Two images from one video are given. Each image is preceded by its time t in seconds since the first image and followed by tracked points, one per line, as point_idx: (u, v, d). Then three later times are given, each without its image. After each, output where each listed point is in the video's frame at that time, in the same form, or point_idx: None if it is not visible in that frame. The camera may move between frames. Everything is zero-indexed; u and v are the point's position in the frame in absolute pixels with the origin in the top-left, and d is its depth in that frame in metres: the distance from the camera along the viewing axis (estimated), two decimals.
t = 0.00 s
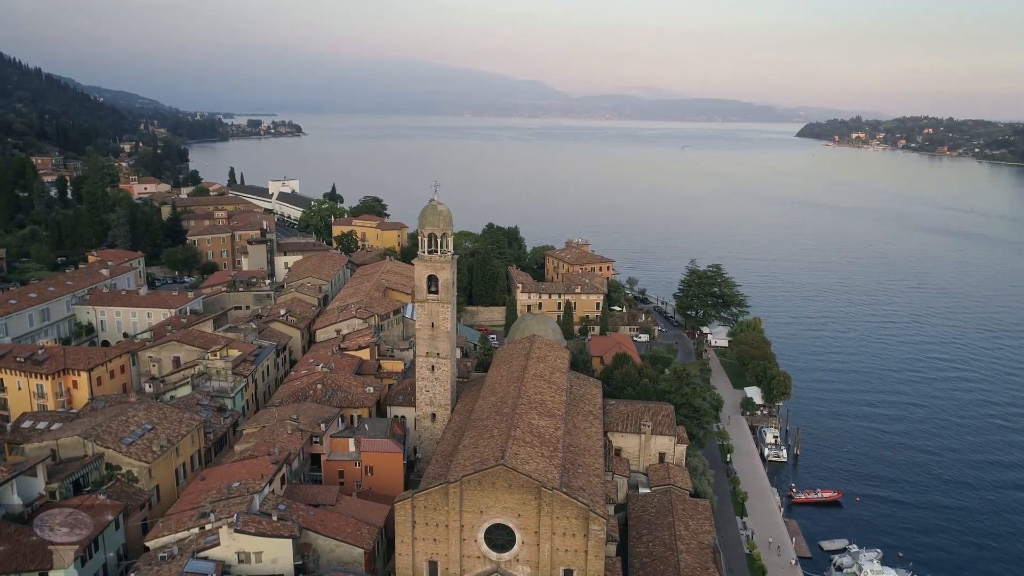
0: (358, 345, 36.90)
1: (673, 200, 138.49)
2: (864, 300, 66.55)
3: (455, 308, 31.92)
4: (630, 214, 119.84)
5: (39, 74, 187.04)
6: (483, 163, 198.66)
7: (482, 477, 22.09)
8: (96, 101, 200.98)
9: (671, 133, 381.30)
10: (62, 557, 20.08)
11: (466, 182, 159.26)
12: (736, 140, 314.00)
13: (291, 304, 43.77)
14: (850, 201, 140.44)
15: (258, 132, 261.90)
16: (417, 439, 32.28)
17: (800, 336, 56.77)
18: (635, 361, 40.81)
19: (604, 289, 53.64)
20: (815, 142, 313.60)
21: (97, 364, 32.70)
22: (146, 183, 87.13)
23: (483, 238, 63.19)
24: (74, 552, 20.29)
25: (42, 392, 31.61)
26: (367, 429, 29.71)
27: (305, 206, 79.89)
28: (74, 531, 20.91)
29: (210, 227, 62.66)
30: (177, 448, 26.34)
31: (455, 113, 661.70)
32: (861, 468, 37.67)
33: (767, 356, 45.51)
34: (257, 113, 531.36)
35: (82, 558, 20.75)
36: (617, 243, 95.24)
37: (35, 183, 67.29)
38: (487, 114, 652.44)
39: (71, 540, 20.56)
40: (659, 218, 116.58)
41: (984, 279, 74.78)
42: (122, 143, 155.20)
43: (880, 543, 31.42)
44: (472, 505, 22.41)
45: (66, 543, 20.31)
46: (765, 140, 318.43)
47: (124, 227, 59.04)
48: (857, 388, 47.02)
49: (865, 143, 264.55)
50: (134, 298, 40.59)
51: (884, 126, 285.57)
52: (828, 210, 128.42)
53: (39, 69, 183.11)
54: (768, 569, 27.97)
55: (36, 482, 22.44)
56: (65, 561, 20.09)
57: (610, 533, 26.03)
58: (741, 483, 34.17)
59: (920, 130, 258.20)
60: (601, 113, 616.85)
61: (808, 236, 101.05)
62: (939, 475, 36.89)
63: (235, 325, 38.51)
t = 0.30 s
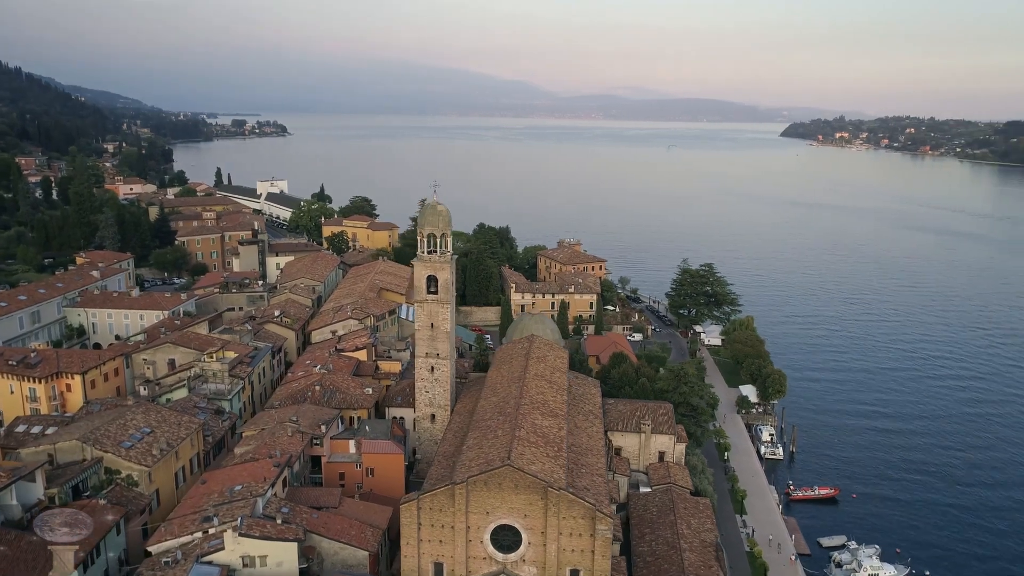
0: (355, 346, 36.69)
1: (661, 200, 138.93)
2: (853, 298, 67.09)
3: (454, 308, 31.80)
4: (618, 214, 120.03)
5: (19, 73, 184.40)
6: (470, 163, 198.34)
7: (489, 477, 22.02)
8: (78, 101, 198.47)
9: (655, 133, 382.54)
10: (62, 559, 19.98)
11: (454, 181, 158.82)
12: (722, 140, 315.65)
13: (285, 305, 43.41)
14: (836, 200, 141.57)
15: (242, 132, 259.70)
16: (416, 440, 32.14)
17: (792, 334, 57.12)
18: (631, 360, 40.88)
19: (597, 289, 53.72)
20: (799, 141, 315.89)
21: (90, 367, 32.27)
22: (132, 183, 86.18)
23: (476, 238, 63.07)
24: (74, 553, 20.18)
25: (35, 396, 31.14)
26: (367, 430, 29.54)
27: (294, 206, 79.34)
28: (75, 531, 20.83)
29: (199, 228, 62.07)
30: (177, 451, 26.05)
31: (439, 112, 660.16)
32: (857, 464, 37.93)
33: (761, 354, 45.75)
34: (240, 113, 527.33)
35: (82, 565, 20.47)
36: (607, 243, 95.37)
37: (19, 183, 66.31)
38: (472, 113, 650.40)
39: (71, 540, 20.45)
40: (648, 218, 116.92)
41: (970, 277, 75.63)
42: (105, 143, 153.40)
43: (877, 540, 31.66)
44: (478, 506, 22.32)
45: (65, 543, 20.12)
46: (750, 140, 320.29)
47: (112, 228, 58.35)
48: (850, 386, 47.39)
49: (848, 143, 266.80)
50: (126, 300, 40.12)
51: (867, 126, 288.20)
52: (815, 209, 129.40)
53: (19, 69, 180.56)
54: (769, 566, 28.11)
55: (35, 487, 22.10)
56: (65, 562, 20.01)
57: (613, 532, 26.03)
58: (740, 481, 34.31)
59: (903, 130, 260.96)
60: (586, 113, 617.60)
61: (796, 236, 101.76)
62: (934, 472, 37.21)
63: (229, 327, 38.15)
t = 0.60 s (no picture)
0: (351, 347, 36.47)
1: (647, 199, 139.43)
2: (841, 296, 67.66)
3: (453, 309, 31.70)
4: (605, 213, 120.37)
5: None
6: (455, 163, 198.08)
7: (495, 478, 21.95)
8: (56, 100, 195.44)
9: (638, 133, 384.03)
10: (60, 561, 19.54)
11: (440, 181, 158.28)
12: (705, 139, 317.54)
13: (278, 306, 43.03)
14: (819, 199, 142.93)
15: (224, 132, 257.22)
16: (414, 442, 31.95)
17: (782, 332, 57.52)
18: (626, 359, 41.00)
19: (589, 288, 53.83)
20: (781, 140, 318.44)
21: (83, 370, 31.78)
22: (114, 185, 85.12)
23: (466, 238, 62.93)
24: (73, 553, 19.66)
25: (27, 401, 30.62)
26: (367, 432, 29.33)
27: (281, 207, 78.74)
28: (74, 530, 20.12)
29: (186, 229, 61.42)
30: (177, 455, 25.70)
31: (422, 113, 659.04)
32: (851, 460, 38.22)
33: (754, 352, 46.04)
34: (221, 113, 523.03)
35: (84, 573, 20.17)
36: (594, 242, 95.52)
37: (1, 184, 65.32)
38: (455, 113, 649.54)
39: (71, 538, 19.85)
40: (635, 217, 117.24)
41: (954, 274, 76.57)
42: (85, 143, 151.26)
43: (874, 535, 31.93)
44: (485, 508, 22.26)
45: (65, 544, 19.54)
46: (732, 139, 322.47)
47: (98, 229, 57.61)
48: (841, 382, 47.78)
49: (829, 142, 269.30)
50: (117, 302, 39.61)
51: (848, 126, 291.30)
52: (799, 208, 130.47)
53: None
54: (770, 563, 28.28)
55: (34, 493, 21.71)
56: (64, 565, 19.60)
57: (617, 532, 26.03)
58: (737, 479, 34.48)
59: (883, 130, 264.09)
60: (569, 113, 618.78)
61: (782, 234, 102.56)
62: (927, 466, 37.56)
63: (223, 328, 37.75)
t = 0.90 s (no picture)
0: (347, 348, 36.20)
1: (632, 198, 139.95)
2: (828, 294, 68.31)
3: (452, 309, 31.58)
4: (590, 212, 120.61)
5: None
6: (438, 162, 197.55)
7: (503, 479, 21.88)
8: (32, 100, 192.05)
9: (620, 132, 384.37)
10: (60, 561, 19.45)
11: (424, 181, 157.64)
12: (687, 138, 319.15)
13: (270, 308, 42.60)
14: (802, 198, 144.24)
15: (205, 132, 254.31)
16: (413, 444, 31.78)
17: (771, 330, 57.97)
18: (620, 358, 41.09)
19: (581, 287, 53.92)
20: (761, 139, 320.79)
21: (76, 374, 31.26)
22: (96, 186, 83.84)
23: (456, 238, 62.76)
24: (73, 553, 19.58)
25: (18, 406, 30.10)
26: (367, 434, 29.12)
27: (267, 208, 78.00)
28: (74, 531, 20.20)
29: (172, 230, 60.66)
30: (176, 459, 25.36)
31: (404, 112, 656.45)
32: (845, 457, 38.57)
33: (746, 350, 46.35)
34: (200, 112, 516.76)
35: None
36: (582, 241, 95.66)
37: None
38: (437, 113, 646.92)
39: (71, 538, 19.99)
40: (621, 216, 117.50)
41: (937, 272, 77.56)
42: (63, 143, 148.81)
43: (870, 531, 32.27)
44: (492, 509, 22.18)
45: (65, 543, 19.57)
46: (713, 138, 324.52)
47: (83, 231, 56.81)
48: (832, 379, 48.22)
49: (809, 141, 271.88)
50: (107, 304, 39.06)
51: (827, 125, 294.31)
52: (782, 206, 131.59)
53: None
54: (771, 560, 28.47)
55: (33, 499, 21.44)
56: (64, 564, 19.44)
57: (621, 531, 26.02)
58: (735, 477, 34.67)
59: (862, 130, 267.06)
60: (550, 113, 618.74)
61: (767, 233, 103.36)
62: (920, 461, 38.00)
63: (216, 330, 37.32)
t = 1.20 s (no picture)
0: (343, 349, 35.95)
1: (617, 198, 140.37)
2: (815, 293, 68.87)
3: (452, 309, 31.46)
4: (576, 212, 120.73)
5: None
6: (423, 162, 196.86)
7: (510, 479, 21.81)
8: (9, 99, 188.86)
9: (603, 131, 385.45)
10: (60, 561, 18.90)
11: (409, 181, 156.95)
12: (670, 138, 320.57)
13: (263, 309, 42.20)
14: (785, 197, 145.36)
15: (185, 132, 251.49)
16: (412, 446, 31.59)
17: (762, 329, 58.35)
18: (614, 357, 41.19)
19: (572, 287, 54.01)
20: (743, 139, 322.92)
21: (69, 378, 30.76)
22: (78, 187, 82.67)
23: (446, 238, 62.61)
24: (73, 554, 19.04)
25: (9, 410, 29.65)
26: (367, 436, 28.94)
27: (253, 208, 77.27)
28: (74, 530, 20.46)
29: (158, 231, 59.91)
30: (176, 464, 25.02)
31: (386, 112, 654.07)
32: (839, 453, 38.93)
33: (739, 348, 46.63)
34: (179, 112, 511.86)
35: None
36: (569, 241, 95.76)
37: None
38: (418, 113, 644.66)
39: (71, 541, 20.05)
40: (607, 216, 117.72)
41: (922, 271, 78.45)
42: (41, 143, 146.46)
43: (866, 527, 32.56)
44: (499, 509, 22.12)
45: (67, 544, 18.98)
46: (694, 138, 326.44)
47: (67, 232, 55.95)
48: (823, 377, 48.62)
49: (790, 140, 274.27)
50: (96, 307, 38.51)
51: (808, 125, 296.97)
52: (766, 205, 132.55)
53: None
54: (772, 557, 28.66)
55: (33, 505, 21.10)
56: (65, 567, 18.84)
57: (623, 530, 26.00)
58: (732, 475, 34.86)
59: (842, 130, 269.75)
60: (532, 113, 618.89)
61: (752, 232, 104.06)
62: (913, 458, 38.39)
63: (210, 333, 36.90)
